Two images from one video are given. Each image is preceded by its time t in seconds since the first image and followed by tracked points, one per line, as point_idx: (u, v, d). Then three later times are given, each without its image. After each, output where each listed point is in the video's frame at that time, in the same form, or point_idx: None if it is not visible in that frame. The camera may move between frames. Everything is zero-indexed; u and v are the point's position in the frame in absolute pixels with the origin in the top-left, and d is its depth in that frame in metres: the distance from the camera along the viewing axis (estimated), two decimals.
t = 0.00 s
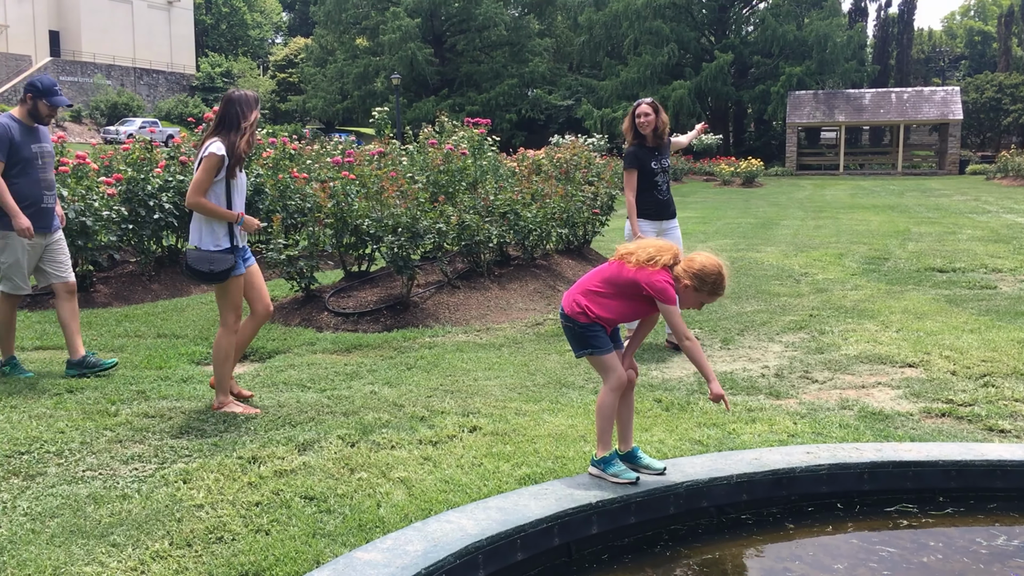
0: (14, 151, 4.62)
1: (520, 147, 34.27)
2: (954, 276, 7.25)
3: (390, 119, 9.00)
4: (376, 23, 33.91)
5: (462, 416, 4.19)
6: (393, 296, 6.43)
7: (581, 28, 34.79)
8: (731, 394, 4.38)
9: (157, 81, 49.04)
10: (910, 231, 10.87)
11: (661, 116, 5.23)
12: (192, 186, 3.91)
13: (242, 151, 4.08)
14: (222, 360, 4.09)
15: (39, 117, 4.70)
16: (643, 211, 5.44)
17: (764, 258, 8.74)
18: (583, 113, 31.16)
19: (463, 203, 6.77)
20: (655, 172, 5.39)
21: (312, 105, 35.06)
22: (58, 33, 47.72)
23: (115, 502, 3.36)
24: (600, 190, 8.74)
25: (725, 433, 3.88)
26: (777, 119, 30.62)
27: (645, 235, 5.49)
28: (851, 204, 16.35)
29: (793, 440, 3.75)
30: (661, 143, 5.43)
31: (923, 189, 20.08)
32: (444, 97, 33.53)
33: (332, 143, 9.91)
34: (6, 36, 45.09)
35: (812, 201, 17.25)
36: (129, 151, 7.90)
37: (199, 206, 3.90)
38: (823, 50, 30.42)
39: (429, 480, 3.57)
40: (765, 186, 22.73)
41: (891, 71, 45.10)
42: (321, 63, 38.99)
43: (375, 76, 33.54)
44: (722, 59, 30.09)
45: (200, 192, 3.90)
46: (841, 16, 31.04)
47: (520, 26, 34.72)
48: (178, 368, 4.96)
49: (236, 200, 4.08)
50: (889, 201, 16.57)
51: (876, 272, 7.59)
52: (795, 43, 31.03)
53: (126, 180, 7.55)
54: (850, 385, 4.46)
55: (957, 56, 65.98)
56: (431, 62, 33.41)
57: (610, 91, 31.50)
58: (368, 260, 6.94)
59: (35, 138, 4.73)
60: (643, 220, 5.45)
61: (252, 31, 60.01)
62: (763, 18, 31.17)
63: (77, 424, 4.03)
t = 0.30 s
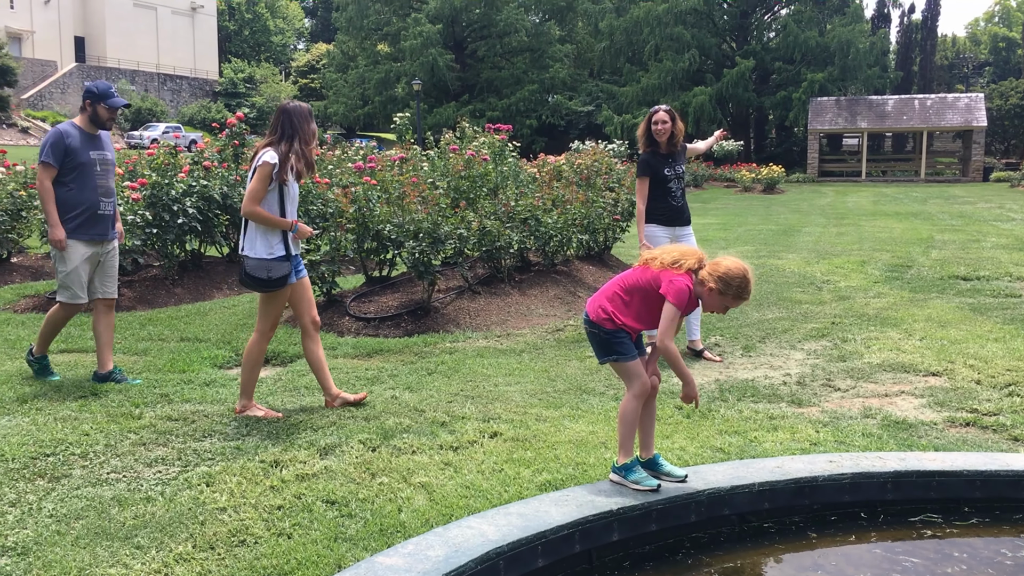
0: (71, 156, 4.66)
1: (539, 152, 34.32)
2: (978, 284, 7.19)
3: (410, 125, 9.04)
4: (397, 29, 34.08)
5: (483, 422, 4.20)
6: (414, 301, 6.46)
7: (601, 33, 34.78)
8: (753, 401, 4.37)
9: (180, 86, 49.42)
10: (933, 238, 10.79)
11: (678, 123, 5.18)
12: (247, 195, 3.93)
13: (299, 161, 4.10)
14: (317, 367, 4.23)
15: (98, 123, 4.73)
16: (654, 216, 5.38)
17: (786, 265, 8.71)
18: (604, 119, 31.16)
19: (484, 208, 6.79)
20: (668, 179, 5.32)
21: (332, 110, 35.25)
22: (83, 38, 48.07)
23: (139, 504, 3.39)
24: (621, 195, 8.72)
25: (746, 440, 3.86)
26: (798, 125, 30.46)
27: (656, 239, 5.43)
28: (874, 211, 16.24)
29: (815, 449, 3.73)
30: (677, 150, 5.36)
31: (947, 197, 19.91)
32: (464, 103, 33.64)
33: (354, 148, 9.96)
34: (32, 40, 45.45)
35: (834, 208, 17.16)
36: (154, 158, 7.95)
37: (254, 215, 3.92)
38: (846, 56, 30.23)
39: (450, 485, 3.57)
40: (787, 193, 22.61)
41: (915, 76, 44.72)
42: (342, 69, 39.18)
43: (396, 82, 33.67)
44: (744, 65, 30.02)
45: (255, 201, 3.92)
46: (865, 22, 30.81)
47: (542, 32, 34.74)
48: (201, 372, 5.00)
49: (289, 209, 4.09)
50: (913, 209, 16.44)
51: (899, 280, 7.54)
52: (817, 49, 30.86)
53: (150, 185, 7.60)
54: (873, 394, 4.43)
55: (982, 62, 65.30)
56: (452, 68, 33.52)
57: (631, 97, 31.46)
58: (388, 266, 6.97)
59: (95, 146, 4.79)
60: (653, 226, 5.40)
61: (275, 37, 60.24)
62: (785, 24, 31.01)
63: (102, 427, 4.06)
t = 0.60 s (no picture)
0: (123, 160, 4.60)
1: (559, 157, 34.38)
2: (1002, 290, 7.14)
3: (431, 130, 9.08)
4: (418, 34, 34.25)
5: (504, 426, 4.20)
6: (434, 305, 6.48)
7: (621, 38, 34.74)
8: (774, 407, 4.35)
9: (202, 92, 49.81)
10: (956, 243, 10.72)
11: (690, 128, 5.14)
12: (304, 195, 3.96)
13: (350, 160, 4.12)
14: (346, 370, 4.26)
15: (150, 127, 4.67)
16: (673, 222, 5.36)
17: (807, 270, 8.68)
18: (623, 124, 31.17)
19: (505, 213, 6.82)
20: (683, 185, 5.30)
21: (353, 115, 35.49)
22: (107, 45, 48.65)
23: (163, 507, 3.42)
24: (641, 200, 8.72)
25: (768, 446, 3.84)
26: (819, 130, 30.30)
27: (676, 245, 5.40)
28: (896, 215, 16.16)
29: (838, 455, 3.71)
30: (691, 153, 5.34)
31: (969, 202, 19.77)
32: (484, 108, 33.74)
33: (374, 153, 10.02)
34: (57, 46, 45.91)
35: (855, 213, 17.09)
36: (174, 162, 7.92)
37: (312, 215, 3.95)
38: (867, 61, 30.04)
39: (471, 489, 3.58)
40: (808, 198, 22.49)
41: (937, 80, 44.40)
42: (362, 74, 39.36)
43: (416, 87, 33.78)
44: (764, 70, 29.95)
45: (311, 201, 3.95)
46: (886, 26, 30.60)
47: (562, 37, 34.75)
48: (223, 375, 5.04)
49: (347, 208, 4.11)
50: (934, 214, 16.36)
51: (921, 285, 7.50)
52: (838, 53, 30.71)
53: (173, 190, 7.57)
54: (895, 400, 4.40)
55: (1007, 66, 64.71)
56: (471, 73, 33.62)
57: (651, 102, 31.44)
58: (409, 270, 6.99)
59: (146, 150, 4.73)
60: (672, 231, 5.37)
61: (296, 43, 60.65)
62: (806, 28, 30.87)
63: (126, 430, 4.10)
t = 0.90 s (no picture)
0: (186, 170, 4.61)
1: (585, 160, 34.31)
2: None
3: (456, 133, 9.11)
4: (442, 38, 34.34)
5: (530, 429, 4.20)
6: (459, 308, 6.50)
7: (646, 40, 34.63)
8: (802, 410, 4.32)
9: (229, 96, 50.13)
10: (987, 246, 10.58)
11: (712, 132, 5.11)
12: (357, 196, 3.98)
13: (404, 164, 4.15)
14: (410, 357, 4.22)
15: (206, 133, 4.67)
16: (702, 226, 5.33)
17: (835, 272, 8.61)
18: (648, 126, 31.11)
19: (530, 215, 6.82)
20: (708, 188, 5.28)
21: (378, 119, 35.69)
22: (135, 49, 49.33)
23: (192, 507, 3.44)
24: (667, 202, 8.70)
25: (797, 450, 3.82)
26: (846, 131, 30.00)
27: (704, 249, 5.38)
28: (927, 218, 15.96)
29: (867, 459, 3.68)
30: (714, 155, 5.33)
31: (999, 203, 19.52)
32: (508, 110, 33.74)
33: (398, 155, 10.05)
34: (87, 51, 46.61)
35: (884, 215, 16.92)
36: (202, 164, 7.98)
37: (364, 216, 3.97)
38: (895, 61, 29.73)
39: (497, 492, 3.58)
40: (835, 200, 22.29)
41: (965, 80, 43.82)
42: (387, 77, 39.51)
43: (441, 90, 33.83)
44: (790, 70, 29.76)
45: (364, 202, 3.97)
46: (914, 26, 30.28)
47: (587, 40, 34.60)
48: (251, 377, 5.09)
49: (398, 210, 4.14)
50: (966, 216, 16.14)
51: (952, 288, 7.41)
52: (865, 54, 30.43)
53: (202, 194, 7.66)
54: (925, 404, 4.36)
55: None
56: (496, 75, 33.65)
57: (676, 104, 31.37)
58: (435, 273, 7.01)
59: (204, 158, 4.74)
60: (700, 235, 5.35)
61: (322, 47, 60.97)
62: (833, 29, 30.62)
63: (156, 430, 4.14)
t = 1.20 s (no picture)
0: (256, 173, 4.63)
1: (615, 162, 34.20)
2: None
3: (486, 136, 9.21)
4: (472, 40, 34.44)
5: (561, 432, 4.20)
6: (490, 310, 6.52)
7: (676, 42, 34.51)
8: (837, 415, 4.28)
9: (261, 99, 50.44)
10: None
11: (741, 134, 5.09)
12: (427, 205, 4.01)
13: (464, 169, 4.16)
14: (480, 366, 4.19)
15: (266, 134, 4.68)
16: (735, 228, 5.30)
17: (868, 275, 8.53)
18: (678, 128, 31.00)
19: (561, 218, 6.84)
20: (740, 190, 5.25)
21: (409, 122, 35.90)
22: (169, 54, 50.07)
23: (226, 507, 3.47)
24: (698, 205, 8.65)
25: (831, 454, 3.78)
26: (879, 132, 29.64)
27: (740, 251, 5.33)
28: (962, 220, 15.76)
29: (904, 464, 3.64)
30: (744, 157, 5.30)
31: None
32: (538, 113, 33.75)
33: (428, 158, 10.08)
34: (121, 56, 47.34)
35: (918, 217, 16.74)
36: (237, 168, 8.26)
37: (433, 223, 4.00)
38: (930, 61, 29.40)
39: (529, 494, 3.57)
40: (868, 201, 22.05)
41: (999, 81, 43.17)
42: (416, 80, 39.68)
43: (471, 92, 33.87)
44: (824, 71, 29.59)
45: (434, 210, 4.00)
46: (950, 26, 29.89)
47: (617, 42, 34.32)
48: (284, 378, 5.14)
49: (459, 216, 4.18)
50: (1003, 218, 15.93)
51: (989, 291, 7.31)
52: (899, 54, 30.14)
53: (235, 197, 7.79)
54: (962, 408, 4.30)
55: None
56: (526, 78, 33.67)
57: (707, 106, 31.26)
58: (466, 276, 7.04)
59: (265, 159, 4.75)
60: (735, 237, 5.31)
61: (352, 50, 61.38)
62: (866, 29, 30.33)
63: (190, 431, 4.18)
